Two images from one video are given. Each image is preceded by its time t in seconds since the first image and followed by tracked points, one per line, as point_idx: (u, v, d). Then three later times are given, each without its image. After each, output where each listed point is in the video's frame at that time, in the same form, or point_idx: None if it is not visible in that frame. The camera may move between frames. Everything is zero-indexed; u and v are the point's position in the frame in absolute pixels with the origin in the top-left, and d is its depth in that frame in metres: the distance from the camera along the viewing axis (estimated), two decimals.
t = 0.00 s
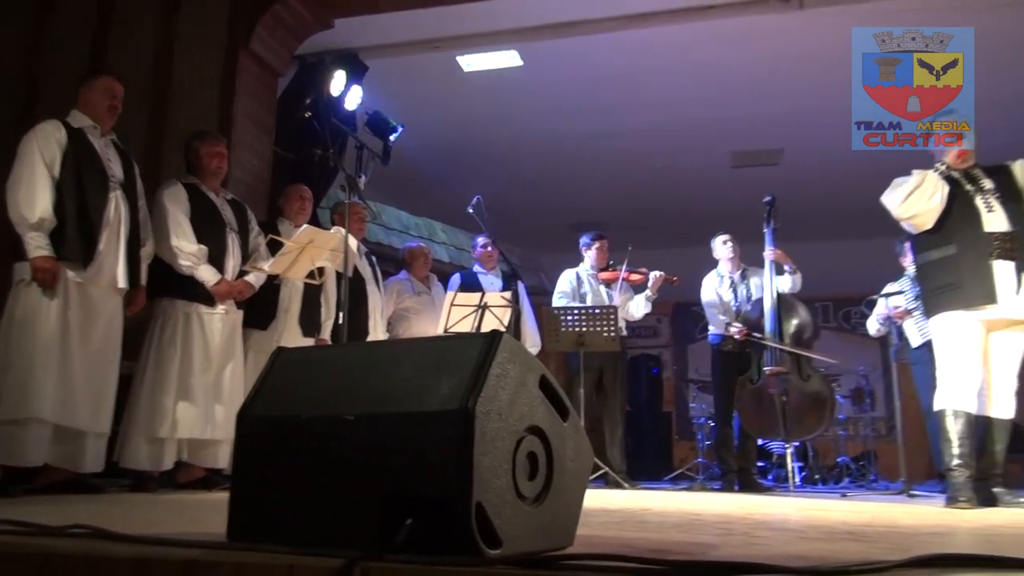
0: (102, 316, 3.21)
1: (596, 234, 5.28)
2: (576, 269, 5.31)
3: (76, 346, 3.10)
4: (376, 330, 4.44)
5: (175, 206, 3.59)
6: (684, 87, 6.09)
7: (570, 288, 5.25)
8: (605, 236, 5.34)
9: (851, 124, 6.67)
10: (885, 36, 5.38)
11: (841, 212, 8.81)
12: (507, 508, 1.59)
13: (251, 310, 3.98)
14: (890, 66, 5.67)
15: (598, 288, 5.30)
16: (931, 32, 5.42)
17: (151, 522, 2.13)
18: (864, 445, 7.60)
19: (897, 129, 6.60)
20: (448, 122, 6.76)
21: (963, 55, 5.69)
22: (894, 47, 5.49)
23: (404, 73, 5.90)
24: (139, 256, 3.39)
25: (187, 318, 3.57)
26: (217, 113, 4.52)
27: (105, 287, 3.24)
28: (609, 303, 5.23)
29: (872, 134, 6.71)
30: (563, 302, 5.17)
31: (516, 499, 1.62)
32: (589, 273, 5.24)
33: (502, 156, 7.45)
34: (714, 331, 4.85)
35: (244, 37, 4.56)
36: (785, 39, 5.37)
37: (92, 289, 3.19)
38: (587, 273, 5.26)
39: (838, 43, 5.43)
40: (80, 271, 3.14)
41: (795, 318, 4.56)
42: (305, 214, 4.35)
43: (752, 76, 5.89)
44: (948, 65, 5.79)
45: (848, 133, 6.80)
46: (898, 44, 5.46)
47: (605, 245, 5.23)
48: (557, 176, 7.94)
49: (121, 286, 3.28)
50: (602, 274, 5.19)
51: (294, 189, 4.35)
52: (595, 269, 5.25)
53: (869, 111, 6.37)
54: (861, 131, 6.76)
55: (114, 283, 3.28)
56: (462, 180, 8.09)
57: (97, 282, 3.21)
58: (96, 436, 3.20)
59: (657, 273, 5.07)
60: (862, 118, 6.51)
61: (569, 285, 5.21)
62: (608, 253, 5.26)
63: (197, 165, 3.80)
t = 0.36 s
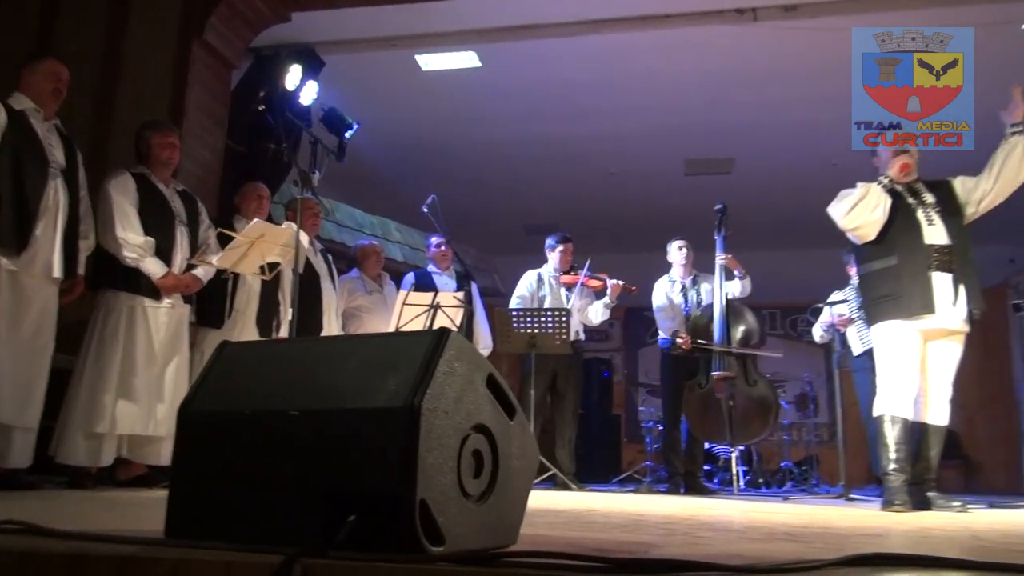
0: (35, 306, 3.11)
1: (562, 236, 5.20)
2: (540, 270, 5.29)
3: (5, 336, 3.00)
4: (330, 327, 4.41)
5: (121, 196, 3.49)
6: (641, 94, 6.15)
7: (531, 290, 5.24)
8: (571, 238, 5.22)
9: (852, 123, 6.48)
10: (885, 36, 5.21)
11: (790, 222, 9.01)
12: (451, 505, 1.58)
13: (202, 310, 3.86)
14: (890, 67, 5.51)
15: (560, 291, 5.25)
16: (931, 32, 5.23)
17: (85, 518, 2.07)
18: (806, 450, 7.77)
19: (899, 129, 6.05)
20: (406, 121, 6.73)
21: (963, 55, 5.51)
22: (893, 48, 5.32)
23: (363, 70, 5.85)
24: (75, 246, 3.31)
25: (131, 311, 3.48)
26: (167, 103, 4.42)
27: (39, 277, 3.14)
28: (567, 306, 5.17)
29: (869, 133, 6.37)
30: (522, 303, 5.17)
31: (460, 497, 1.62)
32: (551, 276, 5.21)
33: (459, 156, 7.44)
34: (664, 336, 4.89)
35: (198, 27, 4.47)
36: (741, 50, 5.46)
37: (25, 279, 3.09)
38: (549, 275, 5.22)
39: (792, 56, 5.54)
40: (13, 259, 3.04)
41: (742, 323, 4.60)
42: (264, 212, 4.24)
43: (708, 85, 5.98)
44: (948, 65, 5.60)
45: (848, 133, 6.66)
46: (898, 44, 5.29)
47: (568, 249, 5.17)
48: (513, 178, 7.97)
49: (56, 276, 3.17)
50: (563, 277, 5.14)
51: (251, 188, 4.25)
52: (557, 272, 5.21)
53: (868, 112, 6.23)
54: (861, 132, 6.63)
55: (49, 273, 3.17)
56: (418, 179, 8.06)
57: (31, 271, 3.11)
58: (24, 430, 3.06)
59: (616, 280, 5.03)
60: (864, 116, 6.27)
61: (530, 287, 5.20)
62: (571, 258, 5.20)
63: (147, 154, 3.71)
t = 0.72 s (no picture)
0: None
1: (526, 238, 5.18)
2: (502, 272, 5.29)
3: None
4: (285, 321, 4.31)
5: (64, 186, 3.40)
6: (600, 98, 6.21)
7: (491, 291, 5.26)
8: (534, 241, 5.19)
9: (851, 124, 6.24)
10: (884, 35, 5.05)
11: (744, 229, 9.17)
12: (397, 502, 1.58)
13: (149, 302, 3.79)
14: (889, 67, 5.33)
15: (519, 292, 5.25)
16: (932, 32, 5.00)
17: (20, 515, 2.02)
18: (755, 453, 7.90)
19: (897, 129, 6.10)
20: (364, 118, 6.68)
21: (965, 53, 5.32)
22: (893, 48, 5.13)
23: (322, 66, 5.80)
24: (12, 236, 3.21)
25: (70, 306, 3.39)
26: (118, 93, 4.33)
27: None
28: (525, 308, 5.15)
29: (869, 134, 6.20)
30: (481, 304, 5.19)
31: (407, 494, 1.61)
32: (513, 278, 5.21)
33: (418, 156, 7.42)
34: (619, 338, 4.95)
35: (151, 17, 4.37)
36: (699, 58, 5.54)
37: None
38: (511, 276, 5.22)
39: (748, 65, 5.64)
40: None
41: (697, 329, 4.70)
42: (219, 208, 4.16)
43: (666, 92, 6.06)
44: (949, 66, 5.39)
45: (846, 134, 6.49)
46: (898, 44, 5.11)
47: (532, 252, 5.16)
48: (473, 179, 7.96)
49: None
50: (524, 279, 5.14)
51: (206, 182, 4.17)
52: (520, 274, 5.22)
53: (867, 113, 6.02)
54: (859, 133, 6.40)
55: None
56: (375, 178, 8.02)
57: None
58: None
59: (572, 283, 5.01)
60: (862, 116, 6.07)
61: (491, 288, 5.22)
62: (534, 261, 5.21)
63: (94, 146, 3.62)
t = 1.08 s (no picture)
0: None
1: (483, 239, 5.17)
2: (458, 274, 5.26)
3: None
4: (236, 321, 4.22)
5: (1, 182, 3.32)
6: (558, 101, 6.25)
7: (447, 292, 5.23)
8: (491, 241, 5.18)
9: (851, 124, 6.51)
10: (885, 36, 5.04)
11: (698, 233, 9.31)
12: (343, 502, 1.57)
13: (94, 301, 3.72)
14: (889, 67, 5.44)
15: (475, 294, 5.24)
16: (931, 32, 4.96)
17: None
18: (707, 453, 8.02)
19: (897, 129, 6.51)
20: (321, 117, 6.63)
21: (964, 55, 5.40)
22: (894, 48, 5.15)
23: (277, 63, 5.73)
24: None
25: (5, 304, 3.30)
26: (65, 86, 4.21)
27: None
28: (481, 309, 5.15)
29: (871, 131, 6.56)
30: (438, 304, 5.15)
31: (353, 493, 1.61)
32: (469, 279, 5.20)
33: (375, 155, 7.37)
34: (574, 339, 4.99)
35: (100, 10, 4.28)
36: (655, 63, 5.63)
37: None
38: (467, 278, 5.21)
39: (703, 72, 5.74)
40: None
41: (651, 329, 4.73)
42: (169, 206, 4.08)
43: (623, 96, 6.14)
44: (948, 65, 5.51)
45: (848, 133, 6.64)
46: (897, 44, 5.12)
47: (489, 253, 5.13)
48: (431, 180, 7.94)
49: None
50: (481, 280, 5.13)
51: (157, 179, 4.10)
52: (476, 275, 5.19)
53: (869, 111, 6.20)
54: (861, 131, 6.59)
55: None
56: (331, 177, 7.95)
57: None
58: None
59: (528, 284, 5.03)
60: (861, 117, 6.33)
61: (447, 289, 5.19)
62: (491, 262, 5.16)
63: (36, 140, 3.53)
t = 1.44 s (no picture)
0: None
1: (438, 239, 5.18)
2: (413, 272, 5.24)
3: None
4: (183, 317, 4.14)
5: None
6: (517, 102, 6.27)
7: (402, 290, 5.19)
8: (446, 241, 5.19)
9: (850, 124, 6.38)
10: (885, 36, 5.05)
11: (654, 236, 9.42)
12: (286, 499, 1.55)
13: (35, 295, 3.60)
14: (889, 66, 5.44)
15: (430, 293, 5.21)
16: (931, 32, 5.04)
17: None
18: (659, 454, 8.11)
19: (898, 129, 6.46)
20: (277, 113, 6.55)
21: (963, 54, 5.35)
22: (893, 47, 5.18)
23: (232, 57, 5.65)
24: None
25: None
26: (9, 73, 4.06)
27: None
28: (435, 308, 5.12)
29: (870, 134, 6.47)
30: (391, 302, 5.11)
31: (298, 490, 1.59)
32: (423, 278, 5.17)
33: (332, 153, 7.31)
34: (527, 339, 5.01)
35: None
36: (615, 67, 5.68)
37: None
38: (422, 277, 5.18)
39: (661, 77, 5.81)
40: None
41: (604, 330, 4.71)
42: (115, 199, 3.98)
43: (582, 99, 6.19)
44: (949, 65, 5.48)
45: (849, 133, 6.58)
46: (897, 44, 5.16)
47: (443, 252, 5.16)
48: (389, 179, 7.90)
49: None
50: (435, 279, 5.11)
51: (102, 171, 4.01)
52: (431, 274, 5.18)
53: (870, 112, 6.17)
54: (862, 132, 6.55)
55: None
56: (285, 174, 7.86)
57: None
58: None
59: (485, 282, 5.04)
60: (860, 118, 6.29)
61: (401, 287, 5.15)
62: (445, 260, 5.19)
63: None
